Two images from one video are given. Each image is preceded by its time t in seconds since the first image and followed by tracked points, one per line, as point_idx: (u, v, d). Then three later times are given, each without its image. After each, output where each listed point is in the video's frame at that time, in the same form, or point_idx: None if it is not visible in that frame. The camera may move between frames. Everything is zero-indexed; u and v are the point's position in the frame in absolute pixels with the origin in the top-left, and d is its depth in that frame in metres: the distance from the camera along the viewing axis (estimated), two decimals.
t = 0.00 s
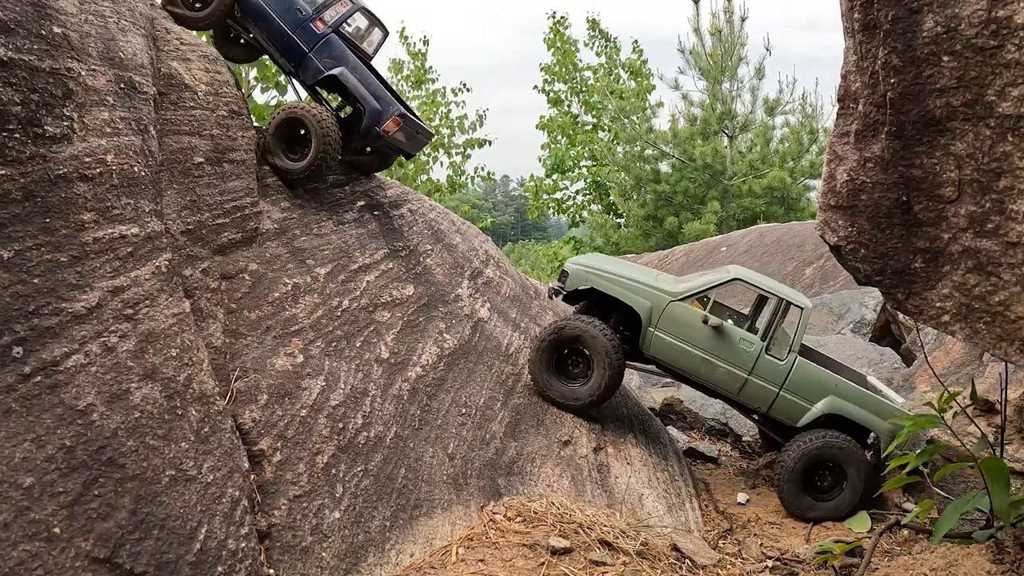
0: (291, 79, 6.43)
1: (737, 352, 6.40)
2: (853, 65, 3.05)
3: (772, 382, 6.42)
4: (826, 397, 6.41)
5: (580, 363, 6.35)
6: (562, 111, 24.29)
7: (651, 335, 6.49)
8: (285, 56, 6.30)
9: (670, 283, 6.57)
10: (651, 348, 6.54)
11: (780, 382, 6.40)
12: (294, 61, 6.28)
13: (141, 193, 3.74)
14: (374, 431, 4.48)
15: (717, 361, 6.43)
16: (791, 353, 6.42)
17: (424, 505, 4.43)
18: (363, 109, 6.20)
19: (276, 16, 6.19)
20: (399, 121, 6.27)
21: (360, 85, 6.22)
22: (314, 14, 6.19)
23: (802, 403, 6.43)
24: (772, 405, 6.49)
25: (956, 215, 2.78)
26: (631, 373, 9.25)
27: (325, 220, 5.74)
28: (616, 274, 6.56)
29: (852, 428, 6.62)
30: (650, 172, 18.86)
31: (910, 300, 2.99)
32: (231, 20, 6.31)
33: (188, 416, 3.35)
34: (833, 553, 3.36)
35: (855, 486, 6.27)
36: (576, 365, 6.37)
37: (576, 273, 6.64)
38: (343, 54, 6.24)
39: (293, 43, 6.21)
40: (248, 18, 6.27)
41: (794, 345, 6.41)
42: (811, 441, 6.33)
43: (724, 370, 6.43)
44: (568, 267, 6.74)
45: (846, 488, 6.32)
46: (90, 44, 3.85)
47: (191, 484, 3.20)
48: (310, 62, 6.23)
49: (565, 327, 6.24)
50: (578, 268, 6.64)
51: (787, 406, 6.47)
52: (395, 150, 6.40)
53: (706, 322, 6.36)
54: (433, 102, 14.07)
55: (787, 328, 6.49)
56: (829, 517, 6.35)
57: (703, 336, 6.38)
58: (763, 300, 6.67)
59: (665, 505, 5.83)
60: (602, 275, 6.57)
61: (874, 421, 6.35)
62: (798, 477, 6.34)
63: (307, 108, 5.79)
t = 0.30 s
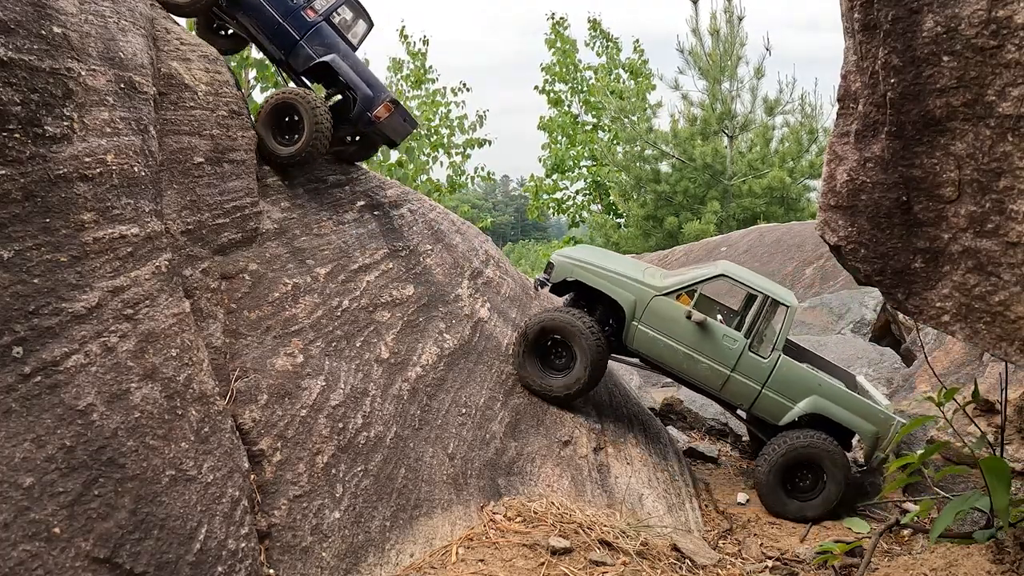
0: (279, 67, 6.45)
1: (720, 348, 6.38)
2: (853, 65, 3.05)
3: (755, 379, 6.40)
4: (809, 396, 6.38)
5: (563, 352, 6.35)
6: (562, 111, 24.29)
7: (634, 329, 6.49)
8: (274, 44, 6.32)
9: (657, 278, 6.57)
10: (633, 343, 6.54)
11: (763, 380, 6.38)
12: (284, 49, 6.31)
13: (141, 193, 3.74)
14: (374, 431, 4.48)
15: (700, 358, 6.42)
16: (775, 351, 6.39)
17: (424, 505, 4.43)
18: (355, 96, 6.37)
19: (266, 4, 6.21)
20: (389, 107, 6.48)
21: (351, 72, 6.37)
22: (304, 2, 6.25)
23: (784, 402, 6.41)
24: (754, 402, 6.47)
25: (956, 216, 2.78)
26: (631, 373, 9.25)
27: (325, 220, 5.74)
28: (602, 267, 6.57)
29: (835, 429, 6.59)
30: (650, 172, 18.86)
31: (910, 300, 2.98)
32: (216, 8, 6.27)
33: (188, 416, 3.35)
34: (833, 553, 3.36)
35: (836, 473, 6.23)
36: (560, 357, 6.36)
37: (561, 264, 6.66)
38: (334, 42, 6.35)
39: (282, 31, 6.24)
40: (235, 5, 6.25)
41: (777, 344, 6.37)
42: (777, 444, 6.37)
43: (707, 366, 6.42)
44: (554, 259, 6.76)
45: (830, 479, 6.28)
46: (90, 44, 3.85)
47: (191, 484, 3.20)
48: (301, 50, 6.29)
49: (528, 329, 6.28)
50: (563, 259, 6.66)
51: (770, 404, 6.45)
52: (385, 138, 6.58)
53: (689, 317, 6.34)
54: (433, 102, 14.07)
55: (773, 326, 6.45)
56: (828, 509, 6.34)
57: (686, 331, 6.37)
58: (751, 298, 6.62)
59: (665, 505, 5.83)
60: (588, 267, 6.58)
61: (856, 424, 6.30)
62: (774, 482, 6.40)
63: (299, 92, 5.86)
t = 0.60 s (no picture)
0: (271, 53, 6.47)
1: (705, 343, 6.38)
2: (853, 65, 3.05)
3: (738, 375, 6.39)
4: (792, 394, 6.37)
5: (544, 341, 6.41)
6: (562, 111, 24.28)
7: (620, 322, 6.53)
8: (269, 30, 6.33)
9: (645, 272, 6.59)
10: (619, 335, 6.58)
11: (747, 376, 6.37)
12: (279, 36, 6.33)
13: (141, 193, 3.74)
14: (374, 431, 4.48)
15: (684, 352, 6.43)
16: (759, 348, 6.36)
17: (424, 505, 4.43)
18: (351, 88, 6.48)
19: None
20: (384, 99, 6.66)
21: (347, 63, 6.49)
22: None
23: (767, 399, 6.41)
24: (737, 398, 6.47)
25: (956, 215, 2.78)
26: (631, 373, 9.24)
27: (325, 219, 5.74)
28: (589, 260, 6.65)
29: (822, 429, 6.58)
30: (650, 172, 18.86)
31: (910, 300, 2.98)
32: None
33: (188, 416, 3.35)
34: (834, 553, 3.36)
35: (812, 460, 6.24)
36: (545, 345, 6.42)
37: (550, 255, 6.76)
38: (331, 33, 6.43)
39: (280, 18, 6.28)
40: None
41: (761, 341, 6.34)
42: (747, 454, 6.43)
43: (691, 360, 6.42)
44: (543, 251, 6.85)
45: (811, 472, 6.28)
46: (90, 44, 3.85)
47: (191, 484, 3.20)
48: (298, 38, 6.33)
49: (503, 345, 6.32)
50: (552, 251, 6.75)
51: (753, 401, 6.45)
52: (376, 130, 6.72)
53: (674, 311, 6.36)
54: (433, 102, 14.07)
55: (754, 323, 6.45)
56: (823, 494, 6.31)
57: (671, 325, 6.38)
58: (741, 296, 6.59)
59: (665, 505, 5.82)
60: (576, 259, 6.67)
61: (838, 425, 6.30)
62: (759, 487, 6.45)
63: (294, 78, 5.89)
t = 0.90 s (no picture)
0: (264, 42, 6.45)
1: (689, 337, 6.39)
2: (853, 65, 3.05)
3: (721, 370, 6.39)
4: (775, 391, 6.35)
5: (525, 331, 6.38)
6: (562, 111, 24.28)
7: (604, 313, 6.55)
8: (265, 19, 6.32)
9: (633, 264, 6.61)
10: (604, 326, 6.59)
11: (730, 371, 6.36)
12: (277, 25, 6.33)
13: (141, 193, 3.74)
14: (374, 431, 4.48)
15: (669, 346, 6.43)
16: (743, 344, 6.37)
17: (424, 505, 4.42)
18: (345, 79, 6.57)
19: None
20: (377, 91, 6.78)
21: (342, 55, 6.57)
22: None
23: (749, 396, 6.40)
24: (720, 393, 6.46)
25: (956, 215, 2.78)
26: (631, 373, 9.24)
27: (324, 219, 5.74)
28: (577, 251, 6.68)
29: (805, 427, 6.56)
30: (650, 172, 18.85)
31: (910, 300, 2.98)
32: None
33: (188, 416, 3.35)
34: (834, 552, 3.36)
35: (781, 450, 6.30)
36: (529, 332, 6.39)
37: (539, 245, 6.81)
38: (327, 25, 6.49)
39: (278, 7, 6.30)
40: None
41: (745, 337, 6.36)
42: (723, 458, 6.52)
43: (675, 354, 6.43)
44: (533, 241, 6.90)
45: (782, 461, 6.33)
46: (90, 44, 3.85)
47: (191, 484, 3.20)
48: (295, 28, 6.36)
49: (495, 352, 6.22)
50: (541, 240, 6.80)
51: (735, 397, 6.43)
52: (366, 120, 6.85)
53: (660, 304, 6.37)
54: (433, 102, 14.08)
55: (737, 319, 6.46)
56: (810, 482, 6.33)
57: (656, 318, 6.39)
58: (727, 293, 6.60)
59: (665, 505, 5.82)
60: (564, 249, 6.70)
61: (821, 422, 6.29)
62: (743, 490, 6.51)
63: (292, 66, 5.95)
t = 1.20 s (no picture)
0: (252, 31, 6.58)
1: (676, 331, 6.40)
2: (853, 65, 3.05)
3: (705, 365, 6.40)
4: (759, 389, 6.34)
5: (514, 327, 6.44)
6: (562, 111, 24.27)
7: (592, 305, 6.60)
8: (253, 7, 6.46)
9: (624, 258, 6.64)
10: (593, 317, 6.63)
11: (714, 367, 6.37)
12: (265, 12, 6.47)
13: (141, 193, 3.74)
14: (374, 431, 4.48)
15: (655, 339, 6.45)
16: (728, 340, 6.38)
17: (424, 505, 4.42)
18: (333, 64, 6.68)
19: None
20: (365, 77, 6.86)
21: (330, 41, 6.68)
22: None
23: (733, 392, 6.40)
24: (704, 389, 6.46)
25: (956, 215, 2.78)
26: (631, 373, 9.24)
27: (324, 219, 5.74)
28: (569, 244, 6.72)
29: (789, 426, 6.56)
30: (650, 172, 18.84)
31: (910, 300, 2.97)
32: None
33: (188, 416, 3.35)
34: (834, 553, 3.36)
35: (748, 443, 6.34)
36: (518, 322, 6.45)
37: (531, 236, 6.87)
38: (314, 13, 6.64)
39: None
40: None
41: (732, 334, 6.36)
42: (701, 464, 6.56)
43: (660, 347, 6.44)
44: (527, 232, 6.95)
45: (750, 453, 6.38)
46: (90, 44, 3.85)
47: (191, 484, 3.20)
48: (284, 15, 6.50)
49: (495, 354, 6.20)
50: (534, 230, 6.85)
51: (719, 393, 6.43)
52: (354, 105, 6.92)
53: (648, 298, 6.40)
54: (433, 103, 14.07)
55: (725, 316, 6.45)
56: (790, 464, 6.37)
57: (643, 311, 6.42)
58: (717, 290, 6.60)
59: (665, 505, 5.82)
60: (556, 241, 6.75)
61: (803, 420, 6.27)
62: (728, 493, 6.53)
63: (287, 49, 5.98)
